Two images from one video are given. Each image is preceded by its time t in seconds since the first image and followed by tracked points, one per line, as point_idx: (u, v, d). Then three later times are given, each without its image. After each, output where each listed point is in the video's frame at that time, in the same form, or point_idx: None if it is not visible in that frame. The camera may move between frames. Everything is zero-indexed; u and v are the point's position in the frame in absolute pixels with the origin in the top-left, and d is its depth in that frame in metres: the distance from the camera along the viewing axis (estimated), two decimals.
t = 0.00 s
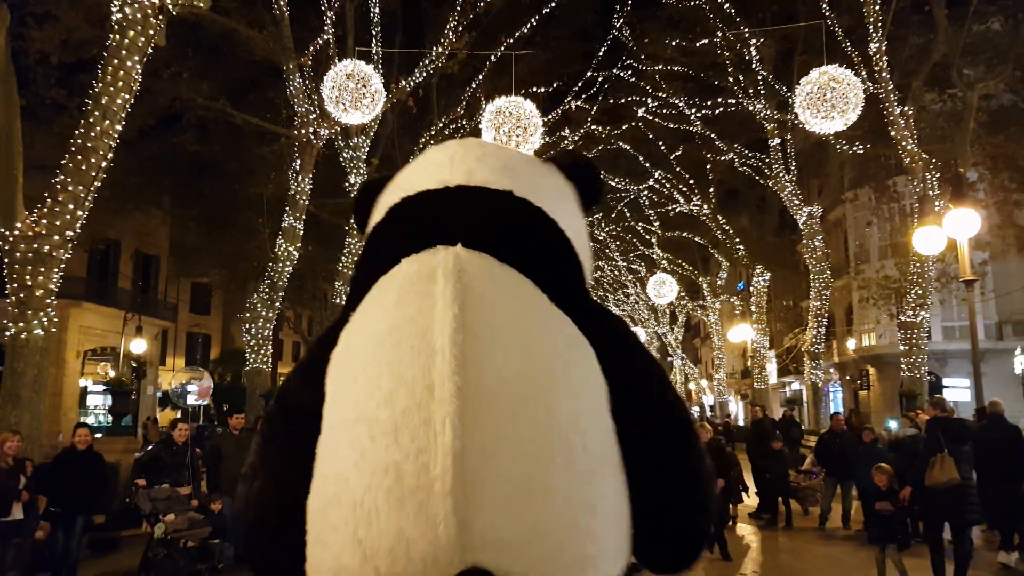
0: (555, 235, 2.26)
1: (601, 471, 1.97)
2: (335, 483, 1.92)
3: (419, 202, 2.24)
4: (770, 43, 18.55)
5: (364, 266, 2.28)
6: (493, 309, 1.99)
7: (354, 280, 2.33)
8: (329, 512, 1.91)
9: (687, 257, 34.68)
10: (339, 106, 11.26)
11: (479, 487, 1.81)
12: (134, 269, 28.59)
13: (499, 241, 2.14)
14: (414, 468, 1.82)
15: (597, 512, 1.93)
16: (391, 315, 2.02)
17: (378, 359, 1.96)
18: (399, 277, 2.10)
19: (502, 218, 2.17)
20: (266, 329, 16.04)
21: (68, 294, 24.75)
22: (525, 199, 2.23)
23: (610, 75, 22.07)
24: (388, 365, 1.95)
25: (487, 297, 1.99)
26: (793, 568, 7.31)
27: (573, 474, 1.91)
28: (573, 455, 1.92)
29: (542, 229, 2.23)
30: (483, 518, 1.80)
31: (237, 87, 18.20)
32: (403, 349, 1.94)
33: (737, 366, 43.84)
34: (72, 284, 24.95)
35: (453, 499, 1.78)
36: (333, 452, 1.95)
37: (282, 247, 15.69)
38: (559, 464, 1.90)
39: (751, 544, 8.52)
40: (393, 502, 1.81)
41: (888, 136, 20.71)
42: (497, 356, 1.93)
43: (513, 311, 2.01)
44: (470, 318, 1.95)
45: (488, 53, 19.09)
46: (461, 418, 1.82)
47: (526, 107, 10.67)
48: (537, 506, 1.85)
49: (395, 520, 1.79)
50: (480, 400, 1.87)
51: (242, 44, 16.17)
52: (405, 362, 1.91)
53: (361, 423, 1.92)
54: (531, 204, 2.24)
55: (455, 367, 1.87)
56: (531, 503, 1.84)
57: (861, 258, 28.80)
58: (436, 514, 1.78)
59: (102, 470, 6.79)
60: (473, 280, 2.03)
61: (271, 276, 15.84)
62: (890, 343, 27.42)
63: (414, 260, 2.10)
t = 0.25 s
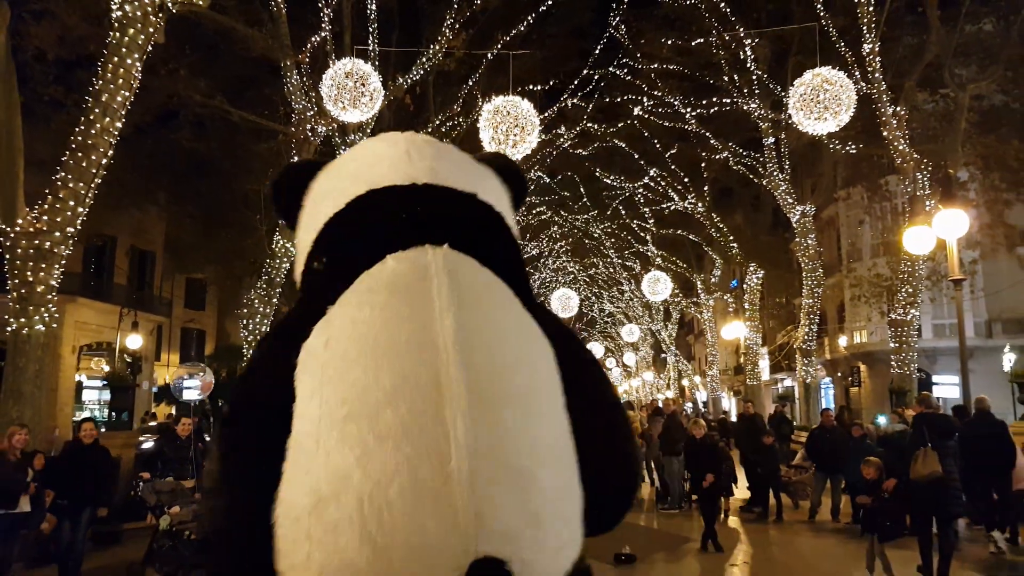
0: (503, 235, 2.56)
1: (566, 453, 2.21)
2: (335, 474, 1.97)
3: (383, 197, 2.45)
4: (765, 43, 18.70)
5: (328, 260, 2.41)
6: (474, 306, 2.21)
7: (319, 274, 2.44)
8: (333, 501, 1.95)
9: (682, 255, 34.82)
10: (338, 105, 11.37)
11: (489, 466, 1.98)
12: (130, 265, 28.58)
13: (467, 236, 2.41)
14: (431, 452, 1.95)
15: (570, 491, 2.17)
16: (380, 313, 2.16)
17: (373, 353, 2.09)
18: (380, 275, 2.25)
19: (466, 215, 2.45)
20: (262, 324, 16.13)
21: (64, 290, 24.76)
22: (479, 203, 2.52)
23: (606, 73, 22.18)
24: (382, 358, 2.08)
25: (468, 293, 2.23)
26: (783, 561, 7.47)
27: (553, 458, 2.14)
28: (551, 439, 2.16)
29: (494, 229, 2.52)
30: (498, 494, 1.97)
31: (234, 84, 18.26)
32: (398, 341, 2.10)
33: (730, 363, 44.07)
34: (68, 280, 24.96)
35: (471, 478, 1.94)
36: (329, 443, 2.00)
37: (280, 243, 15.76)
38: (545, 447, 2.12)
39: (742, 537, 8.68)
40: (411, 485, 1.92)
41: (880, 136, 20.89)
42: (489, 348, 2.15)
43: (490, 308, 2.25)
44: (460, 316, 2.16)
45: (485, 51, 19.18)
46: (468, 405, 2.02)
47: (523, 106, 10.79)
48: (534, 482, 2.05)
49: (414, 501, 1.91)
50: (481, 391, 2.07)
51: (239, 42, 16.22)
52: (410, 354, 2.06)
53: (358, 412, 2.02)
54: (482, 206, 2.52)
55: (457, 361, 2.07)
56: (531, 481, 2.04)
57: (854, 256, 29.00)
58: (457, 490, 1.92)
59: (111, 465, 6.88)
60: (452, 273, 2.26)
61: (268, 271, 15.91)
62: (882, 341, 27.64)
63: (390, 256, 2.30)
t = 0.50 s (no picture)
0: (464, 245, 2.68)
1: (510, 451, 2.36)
2: (291, 469, 2.05)
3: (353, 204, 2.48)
4: (759, 38, 18.82)
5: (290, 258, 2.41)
6: (433, 313, 2.32)
7: (280, 270, 2.42)
8: (297, 498, 2.02)
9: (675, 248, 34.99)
10: (336, 99, 11.47)
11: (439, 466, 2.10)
12: (125, 257, 28.55)
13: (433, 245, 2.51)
14: (386, 453, 2.07)
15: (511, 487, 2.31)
16: (341, 315, 2.24)
17: (335, 356, 2.17)
18: (347, 280, 2.32)
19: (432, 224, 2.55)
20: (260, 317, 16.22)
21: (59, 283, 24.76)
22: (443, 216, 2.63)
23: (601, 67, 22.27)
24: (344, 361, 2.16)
25: (429, 299, 2.35)
26: (774, 548, 7.65)
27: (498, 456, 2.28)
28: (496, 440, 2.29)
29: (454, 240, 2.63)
30: (444, 492, 2.10)
31: (230, 78, 18.28)
32: (361, 345, 2.19)
33: (723, 355, 44.34)
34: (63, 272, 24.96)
35: (423, 478, 2.07)
36: (304, 447, 2.06)
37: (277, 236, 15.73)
38: (491, 446, 2.26)
39: (734, 525, 8.88)
40: (367, 482, 2.04)
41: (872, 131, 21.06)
42: (447, 355, 2.27)
43: (447, 314, 2.37)
44: (420, 321, 2.27)
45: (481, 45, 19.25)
46: (425, 408, 2.14)
47: (520, 101, 10.90)
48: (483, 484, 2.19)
49: (374, 507, 2.01)
50: (443, 401, 2.18)
51: (237, 36, 16.24)
52: (377, 366, 2.15)
53: (315, 412, 2.10)
54: (445, 218, 2.63)
55: (414, 366, 2.19)
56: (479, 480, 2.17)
57: (846, 249, 29.20)
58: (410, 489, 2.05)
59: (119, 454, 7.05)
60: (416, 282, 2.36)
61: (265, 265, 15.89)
62: (873, 334, 27.89)
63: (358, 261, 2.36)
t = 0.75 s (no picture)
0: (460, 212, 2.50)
1: (481, 413, 2.17)
2: (247, 416, 1.94)
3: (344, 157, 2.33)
4: (754, 29, 18.91)
5: (279, 212, 2.29)
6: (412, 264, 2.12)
7: (272, 222, 2.33)
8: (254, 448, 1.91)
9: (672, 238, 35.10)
10: (334, 91, 11.56)
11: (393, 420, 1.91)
12: (123, 249, 28.55)
13: (424, 206, 2.33)
14: (337, 398, 1.89)
15: (475, 451, 2.13)
16: (322, 261, 2.08)
17: (305, 299, 2.02)
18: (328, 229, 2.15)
19: (424, 185, 2.36)
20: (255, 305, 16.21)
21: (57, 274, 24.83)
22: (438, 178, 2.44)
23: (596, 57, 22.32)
24: (312, 304, 2.00)
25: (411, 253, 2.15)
26: (763, 532, 7.83)
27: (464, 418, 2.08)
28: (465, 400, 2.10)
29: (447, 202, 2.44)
30: (396, 449, 1.90)
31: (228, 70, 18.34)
32: (331, 288, 2.01)
33: (719, 345, 44.57)
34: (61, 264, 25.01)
35: (370, 433, 1.88)
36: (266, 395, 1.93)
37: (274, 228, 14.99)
38: (458, 406, 2.06)
39: (727, 510, 9.04)
40: (316, 433, 1.88)
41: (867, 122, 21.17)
42: (423, 308, 2.07)
43: (428, 270, 2.16)
44: (400, 265, 2.09)
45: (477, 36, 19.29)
46: (386, 359, 1.94)
47: (517, 93, 10.98)
48: (438, 444, 1.99)
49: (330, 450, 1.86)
50: (417, 349, 2.00)
51: (235, 27, 16.28)
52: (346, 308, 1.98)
53: (280, 355, 1.97)
54: (442, 181, 2.46)
55: (380, 314, 1.98)
56: (438, 439, 1.98)
57: (841, 239, 29.37)
58: (355, 439, 1.87)
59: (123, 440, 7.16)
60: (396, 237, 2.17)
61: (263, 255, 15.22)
62: (868, 323, 28.08)
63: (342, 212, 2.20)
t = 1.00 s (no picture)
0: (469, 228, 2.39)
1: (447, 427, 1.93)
2: (197, 428, 1.88)
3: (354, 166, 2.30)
4: (751, 16, 18.95)
5: (290, 216, 2.25)
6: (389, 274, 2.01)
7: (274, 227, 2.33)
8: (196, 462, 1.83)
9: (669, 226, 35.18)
10: (332, 80, 11.65)
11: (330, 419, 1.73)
12: (122, 237, 28.60)
13: (425, 219, 2.22)
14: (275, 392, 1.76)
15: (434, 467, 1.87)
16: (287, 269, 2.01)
17: (261, 307, 1.95)
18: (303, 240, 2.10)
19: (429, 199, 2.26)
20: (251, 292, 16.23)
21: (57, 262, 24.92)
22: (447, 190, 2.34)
23: (593, 44, 22.37)
24: (280, 304, 1.92)
25: (394, 266, 2.06)
26: (755, 513, 8.00)
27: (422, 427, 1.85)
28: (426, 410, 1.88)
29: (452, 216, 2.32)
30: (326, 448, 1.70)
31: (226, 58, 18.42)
32: (299, 288, 1.93)
33: (716, 332, 44.74)
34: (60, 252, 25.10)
35: (302, 432, 1.70)
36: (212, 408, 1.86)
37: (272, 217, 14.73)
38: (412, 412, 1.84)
39: (718, 493, 9.20)
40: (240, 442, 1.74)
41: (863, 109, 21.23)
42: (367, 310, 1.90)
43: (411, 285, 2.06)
44: (351, 268, 1.97)
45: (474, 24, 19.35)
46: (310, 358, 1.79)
47: (514, 81, 11.09)
48: (383, 453, 1.76)
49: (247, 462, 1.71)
50: (350, 352, 1.83)
51: (232, 16, 16.31)
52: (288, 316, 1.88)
53: (244, 352, 1.88)
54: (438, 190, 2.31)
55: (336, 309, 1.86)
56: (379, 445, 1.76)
57: (838, 226, 29.47)
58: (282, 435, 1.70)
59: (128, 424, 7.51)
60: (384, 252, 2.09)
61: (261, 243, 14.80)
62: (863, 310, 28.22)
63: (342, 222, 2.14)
